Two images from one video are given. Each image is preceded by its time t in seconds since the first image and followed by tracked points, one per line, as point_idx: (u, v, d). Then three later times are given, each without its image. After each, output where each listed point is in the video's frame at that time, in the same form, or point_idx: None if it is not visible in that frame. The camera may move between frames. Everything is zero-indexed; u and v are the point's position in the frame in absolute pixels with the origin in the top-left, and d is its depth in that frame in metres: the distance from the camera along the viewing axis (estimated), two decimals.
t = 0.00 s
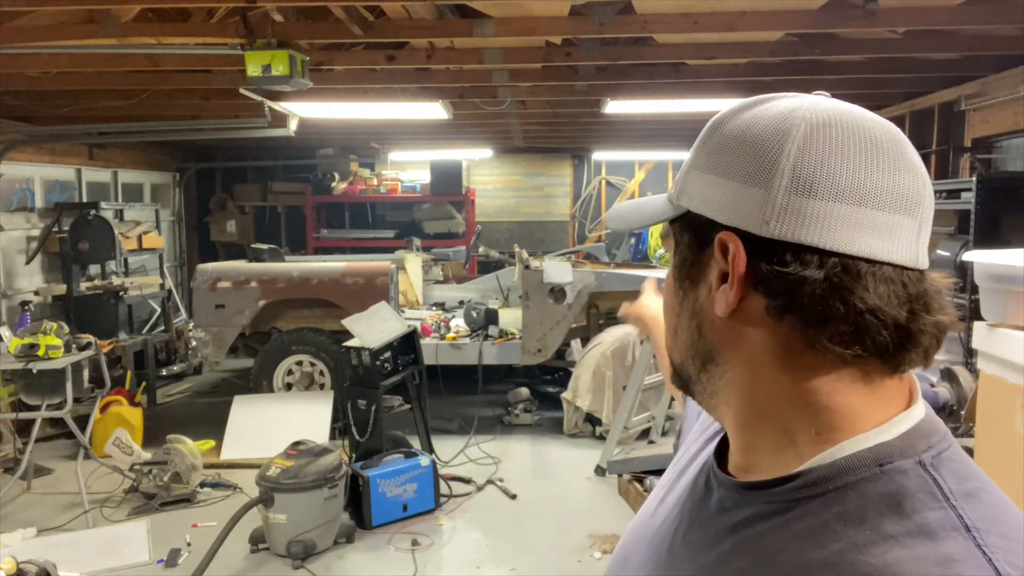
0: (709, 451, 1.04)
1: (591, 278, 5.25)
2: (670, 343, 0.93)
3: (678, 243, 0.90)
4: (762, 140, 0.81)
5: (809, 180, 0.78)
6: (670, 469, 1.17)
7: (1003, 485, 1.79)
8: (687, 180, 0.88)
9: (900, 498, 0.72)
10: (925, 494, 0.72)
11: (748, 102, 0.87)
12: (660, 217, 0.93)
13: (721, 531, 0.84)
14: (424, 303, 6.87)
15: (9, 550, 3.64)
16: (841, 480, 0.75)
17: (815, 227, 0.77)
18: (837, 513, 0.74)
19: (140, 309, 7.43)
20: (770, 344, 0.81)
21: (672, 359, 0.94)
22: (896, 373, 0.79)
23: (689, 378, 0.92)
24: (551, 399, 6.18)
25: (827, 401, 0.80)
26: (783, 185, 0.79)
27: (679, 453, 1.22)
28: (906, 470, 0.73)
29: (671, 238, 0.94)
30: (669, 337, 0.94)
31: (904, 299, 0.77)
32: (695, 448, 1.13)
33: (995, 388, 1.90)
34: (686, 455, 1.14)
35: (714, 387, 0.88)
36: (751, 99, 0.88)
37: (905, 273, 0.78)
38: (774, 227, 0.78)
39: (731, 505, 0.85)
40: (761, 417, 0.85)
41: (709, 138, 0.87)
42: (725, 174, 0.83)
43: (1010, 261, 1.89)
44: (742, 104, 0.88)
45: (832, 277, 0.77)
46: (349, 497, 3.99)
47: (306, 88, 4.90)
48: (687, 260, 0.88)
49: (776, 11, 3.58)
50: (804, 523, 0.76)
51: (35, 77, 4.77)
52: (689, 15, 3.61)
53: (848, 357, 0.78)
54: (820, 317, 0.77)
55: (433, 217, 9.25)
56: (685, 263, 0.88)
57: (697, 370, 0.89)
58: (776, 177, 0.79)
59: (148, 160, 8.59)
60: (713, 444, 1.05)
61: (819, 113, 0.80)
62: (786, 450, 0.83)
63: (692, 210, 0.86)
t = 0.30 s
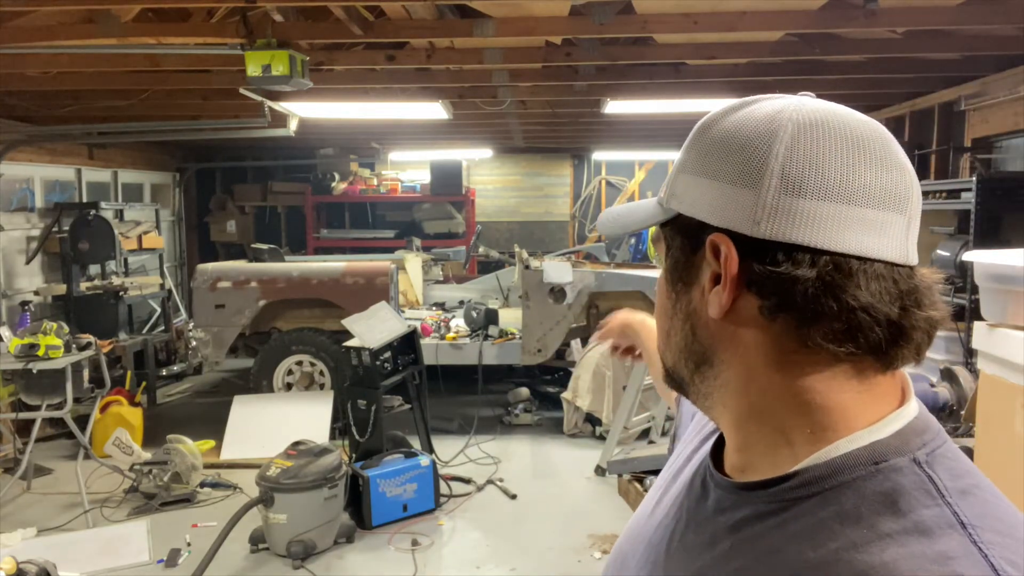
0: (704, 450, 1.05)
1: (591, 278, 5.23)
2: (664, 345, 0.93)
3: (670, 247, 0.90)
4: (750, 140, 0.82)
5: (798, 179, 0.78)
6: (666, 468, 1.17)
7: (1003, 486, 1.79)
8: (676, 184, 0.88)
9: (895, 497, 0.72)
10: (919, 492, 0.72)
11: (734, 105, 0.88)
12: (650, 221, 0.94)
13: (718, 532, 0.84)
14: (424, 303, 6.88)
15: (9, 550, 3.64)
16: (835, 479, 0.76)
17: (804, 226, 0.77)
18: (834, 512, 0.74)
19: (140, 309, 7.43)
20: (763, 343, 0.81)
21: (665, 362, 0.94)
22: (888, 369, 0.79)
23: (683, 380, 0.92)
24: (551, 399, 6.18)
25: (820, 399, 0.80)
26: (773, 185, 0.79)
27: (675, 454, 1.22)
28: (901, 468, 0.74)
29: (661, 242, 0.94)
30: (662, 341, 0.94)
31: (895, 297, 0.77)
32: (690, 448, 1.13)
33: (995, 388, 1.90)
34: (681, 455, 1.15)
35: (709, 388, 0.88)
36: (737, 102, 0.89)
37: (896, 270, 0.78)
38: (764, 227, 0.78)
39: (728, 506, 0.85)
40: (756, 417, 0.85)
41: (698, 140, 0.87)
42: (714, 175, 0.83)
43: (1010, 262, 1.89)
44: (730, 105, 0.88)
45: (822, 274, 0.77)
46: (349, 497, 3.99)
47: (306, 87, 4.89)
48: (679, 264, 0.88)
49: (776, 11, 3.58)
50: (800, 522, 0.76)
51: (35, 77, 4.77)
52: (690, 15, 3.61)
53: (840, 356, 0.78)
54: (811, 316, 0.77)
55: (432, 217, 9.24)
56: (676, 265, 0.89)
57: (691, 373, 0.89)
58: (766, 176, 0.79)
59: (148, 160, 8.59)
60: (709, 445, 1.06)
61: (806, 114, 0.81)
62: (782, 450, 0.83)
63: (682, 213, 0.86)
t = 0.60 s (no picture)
0: (698, 449, 1.05)
1: (591, 278, 5.22)
2: (659, 347, 0.90)
3: (669, 246, 0.88)
4: (756, 135, 0.81)
5: (808, 176, 0.78)
6: (658, 469, 1.17)
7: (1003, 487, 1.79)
8: (674, 182, 0.86)
9: (894, 489, 0.72)
10: (917, 483, 0.72)
11: (725, 102, 0.87)
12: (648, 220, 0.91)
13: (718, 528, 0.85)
14: (424, 303, 6.88)
15: (9, 550, 3.64)
16: (834, 474, 0.76)
17: (822, 223, 0.77)
18: (833, 506, 0.74)
19: (140, 309, 7.43)
20: (770, 341, 0.80)
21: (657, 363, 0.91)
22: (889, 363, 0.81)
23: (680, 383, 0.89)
24: (551, 399, 6.18)
25: (827, 397, 0.79)
26: (787, 179, 0.78)
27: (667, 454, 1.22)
28: (899, 461, 0.74)
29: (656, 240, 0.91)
30: (654, 342, 0.91)
31: (894, 292, 0.79)
32: (683, 447, 1.14)
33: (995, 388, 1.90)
34: (673, 455, 1.15)
35: (712, 389, 0.86)
36: (725, 99, 0.88)
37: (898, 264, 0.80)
38: (779, 221, 0.77)
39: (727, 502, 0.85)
40: (760, 416, 0.84)
41: (694, 138, 0.86)
42: (720, 171, 0.82)
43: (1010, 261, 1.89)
44: (720, 103, 0.88)
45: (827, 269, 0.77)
46: (349, 497, 3.99)
47: (306, 87, 4.89)
48: (682, 262, 0.85)
49: (776, 11, 3.58)
50: (800, 517, 0.77)
51: (35, 77, 4.77)
52: (690, 15, 3.61)
53: (847, 352, 0.79)
54: (819, 312, 0.78)
55: (433, 217, 9.24)
56: (676, 263, 0.86)
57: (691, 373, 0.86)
58: (777, 170, 0.79)
59: (148, 160, 8.59)
60: (703, 443, 1.06)
61: (809, 111, 0.81)
62: (786, 447, 0.83)
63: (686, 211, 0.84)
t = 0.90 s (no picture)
0: (690, 446, 1.08)
1: (591, 279, 5.23)
2: (675, 356, 0.82)
3: (700, 250, 0.82)
4: (799, 140, 0.81)
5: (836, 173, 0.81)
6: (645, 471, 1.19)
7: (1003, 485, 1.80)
8: (701, 180, 0.83)
9: (888, 468, 0.76)
10: (908, 462, 0.76)
11: (733, 102, 0.86)
12: (677, 226, 0.83)
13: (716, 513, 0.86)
14: (424, 303, 6.88)
15: (9, 550, 3.64)
16: (829, 454, 0.79)
17: (855, 219, 0.81)
18: (830, 484, 0.77)
19: (140, 309, 7.43)
20: (799, 341, 0.81)
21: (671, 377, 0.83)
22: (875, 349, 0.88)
23: (702, 397, 0.82)
24: (550, 399, 6.18)
25: (839, 388, 0.83)
26: (829, 181, 0.80)
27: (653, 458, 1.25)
28: (892, 441, 0.78)
29: (673, 243, 0.84)
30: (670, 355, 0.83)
31: (889, 288, 0.86)
32: (671, 447, 1.16)
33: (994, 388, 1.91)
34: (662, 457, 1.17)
35: (736, 397, 0.82)
36: (727, 98, 0.87)
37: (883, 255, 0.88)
38: (839, 224, 0.80)
39: (724, 489, 0.87)
40: (778, 415, 0.84)
41: (712, 134, 0.84)
42: (775, 174, 0.80)
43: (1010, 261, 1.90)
44: (728, 101, 0.86)
45: (857, 267, 0.82)
46: (349, 497, 3.99)
47: (306, 87, 4.89)
48: (719, 265, 0.80)
49: (776, 11, 3.58)
50: (796, 495, 0.79)
51: (35, 77, 4.76)
52: (690, 15, 3.61)
53: (857, 344, 0.84)
54: (841, 306, 0.82)
55: (432, 217, 9.25)
56: (710, 267, 0.81)
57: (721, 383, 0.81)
58: (830, 176, 0.80)
59: (148, 160, 8.58)
60: (694, 441, 1.09)
61: (813, 111, 0.84)
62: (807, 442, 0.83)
63: (740, 216, 0.80)
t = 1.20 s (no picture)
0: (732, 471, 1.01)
1: (591, 278, 5.24)
2: (707, 375, 0.79)
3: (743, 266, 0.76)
4: (860, 144, 0.71)
5: (905, 186, 0.70)
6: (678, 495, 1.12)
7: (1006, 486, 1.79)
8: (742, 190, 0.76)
9: (951, 503, 0.68)
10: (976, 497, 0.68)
11: (793, 90, 0.76)
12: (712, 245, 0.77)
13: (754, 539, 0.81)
14: (424, 303, 6.88)
15: (9, 550, 3.63)
16: (883, 484, 0.71)
17: (929, 242, 0.69)
18: (881, 520, 0.70)
19: (140, 309, 7.43)
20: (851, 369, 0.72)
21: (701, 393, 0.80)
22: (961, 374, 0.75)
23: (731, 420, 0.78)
24: (551, 399, 6.18)
25: (899, 420, 0.74)
26: (894, 196, 0.70)
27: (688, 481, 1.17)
28: (955, 472, 0.70)
29: (714, 258, 0.78)
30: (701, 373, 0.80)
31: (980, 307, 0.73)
32: (711, 471, 1.09)
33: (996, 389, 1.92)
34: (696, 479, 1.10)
35: (774, 422, 0.78)
36: (786, 81, 0.77)
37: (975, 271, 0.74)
38: (906, 247, 0.69)
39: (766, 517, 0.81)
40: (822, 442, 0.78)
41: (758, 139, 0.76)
42: (827, 189, 0.71)
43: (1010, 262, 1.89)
44: (784, 91, 0.76)
45: (929, 297, 0.69)
46: (349, 497, 3.99)
47: (306, 87, 4.89)
48: (758, 285, 0.74)
49: (776, 11, 3.58)
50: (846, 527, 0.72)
51: (35, 77, 4.76)
52: (690, 15, 3.62)
53: (931, 374, 0.73)
54: (913, 333, 0.70)
55: (432, 217, 9.27)
56: (749, 288, 0.75)
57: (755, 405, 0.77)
58: (900, 187, 0.70)
59: (148, 160, 8.59)
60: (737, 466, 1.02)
61: (891, 107, 0.72)
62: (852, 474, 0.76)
63: (783, 237, 0.72)
